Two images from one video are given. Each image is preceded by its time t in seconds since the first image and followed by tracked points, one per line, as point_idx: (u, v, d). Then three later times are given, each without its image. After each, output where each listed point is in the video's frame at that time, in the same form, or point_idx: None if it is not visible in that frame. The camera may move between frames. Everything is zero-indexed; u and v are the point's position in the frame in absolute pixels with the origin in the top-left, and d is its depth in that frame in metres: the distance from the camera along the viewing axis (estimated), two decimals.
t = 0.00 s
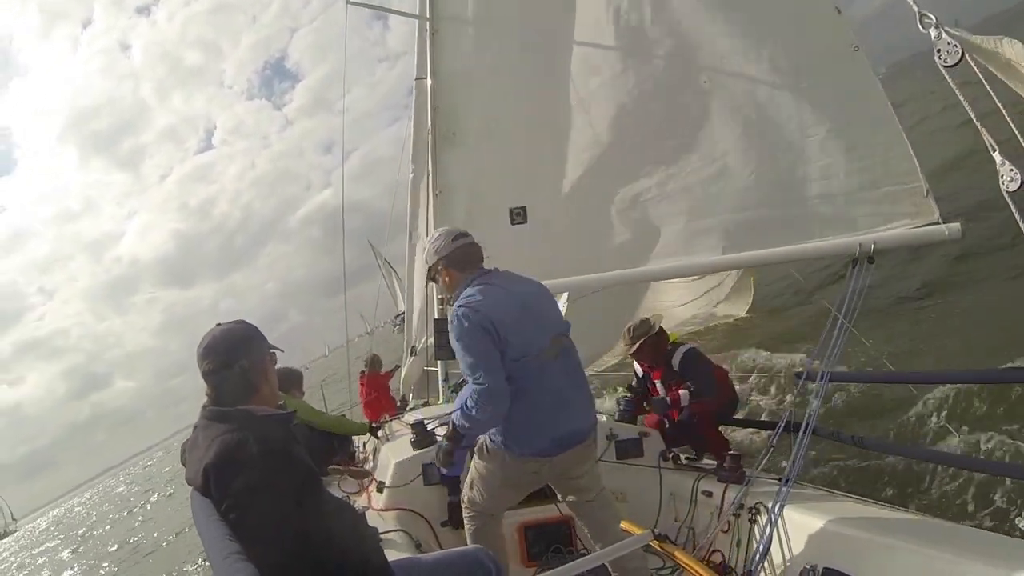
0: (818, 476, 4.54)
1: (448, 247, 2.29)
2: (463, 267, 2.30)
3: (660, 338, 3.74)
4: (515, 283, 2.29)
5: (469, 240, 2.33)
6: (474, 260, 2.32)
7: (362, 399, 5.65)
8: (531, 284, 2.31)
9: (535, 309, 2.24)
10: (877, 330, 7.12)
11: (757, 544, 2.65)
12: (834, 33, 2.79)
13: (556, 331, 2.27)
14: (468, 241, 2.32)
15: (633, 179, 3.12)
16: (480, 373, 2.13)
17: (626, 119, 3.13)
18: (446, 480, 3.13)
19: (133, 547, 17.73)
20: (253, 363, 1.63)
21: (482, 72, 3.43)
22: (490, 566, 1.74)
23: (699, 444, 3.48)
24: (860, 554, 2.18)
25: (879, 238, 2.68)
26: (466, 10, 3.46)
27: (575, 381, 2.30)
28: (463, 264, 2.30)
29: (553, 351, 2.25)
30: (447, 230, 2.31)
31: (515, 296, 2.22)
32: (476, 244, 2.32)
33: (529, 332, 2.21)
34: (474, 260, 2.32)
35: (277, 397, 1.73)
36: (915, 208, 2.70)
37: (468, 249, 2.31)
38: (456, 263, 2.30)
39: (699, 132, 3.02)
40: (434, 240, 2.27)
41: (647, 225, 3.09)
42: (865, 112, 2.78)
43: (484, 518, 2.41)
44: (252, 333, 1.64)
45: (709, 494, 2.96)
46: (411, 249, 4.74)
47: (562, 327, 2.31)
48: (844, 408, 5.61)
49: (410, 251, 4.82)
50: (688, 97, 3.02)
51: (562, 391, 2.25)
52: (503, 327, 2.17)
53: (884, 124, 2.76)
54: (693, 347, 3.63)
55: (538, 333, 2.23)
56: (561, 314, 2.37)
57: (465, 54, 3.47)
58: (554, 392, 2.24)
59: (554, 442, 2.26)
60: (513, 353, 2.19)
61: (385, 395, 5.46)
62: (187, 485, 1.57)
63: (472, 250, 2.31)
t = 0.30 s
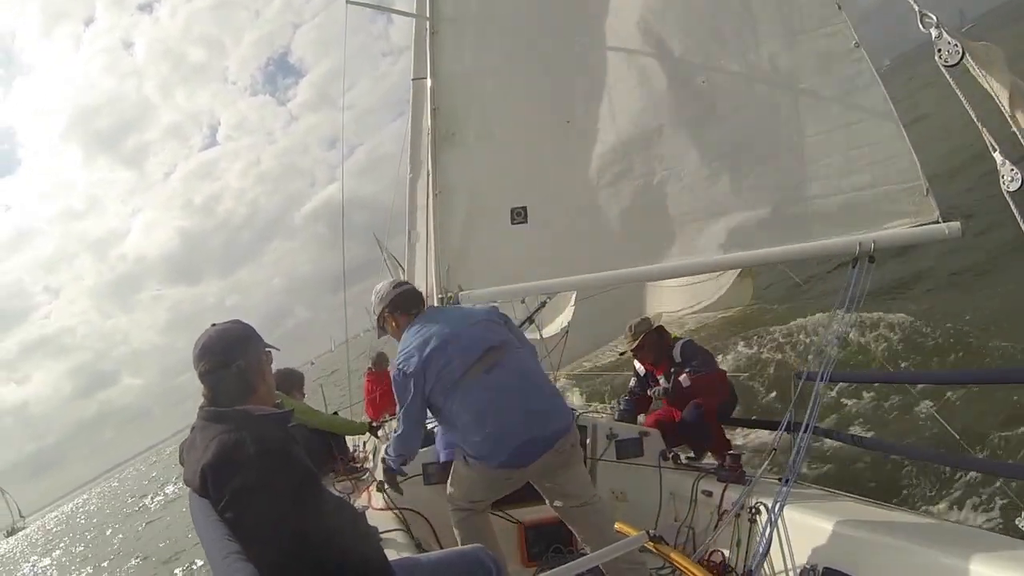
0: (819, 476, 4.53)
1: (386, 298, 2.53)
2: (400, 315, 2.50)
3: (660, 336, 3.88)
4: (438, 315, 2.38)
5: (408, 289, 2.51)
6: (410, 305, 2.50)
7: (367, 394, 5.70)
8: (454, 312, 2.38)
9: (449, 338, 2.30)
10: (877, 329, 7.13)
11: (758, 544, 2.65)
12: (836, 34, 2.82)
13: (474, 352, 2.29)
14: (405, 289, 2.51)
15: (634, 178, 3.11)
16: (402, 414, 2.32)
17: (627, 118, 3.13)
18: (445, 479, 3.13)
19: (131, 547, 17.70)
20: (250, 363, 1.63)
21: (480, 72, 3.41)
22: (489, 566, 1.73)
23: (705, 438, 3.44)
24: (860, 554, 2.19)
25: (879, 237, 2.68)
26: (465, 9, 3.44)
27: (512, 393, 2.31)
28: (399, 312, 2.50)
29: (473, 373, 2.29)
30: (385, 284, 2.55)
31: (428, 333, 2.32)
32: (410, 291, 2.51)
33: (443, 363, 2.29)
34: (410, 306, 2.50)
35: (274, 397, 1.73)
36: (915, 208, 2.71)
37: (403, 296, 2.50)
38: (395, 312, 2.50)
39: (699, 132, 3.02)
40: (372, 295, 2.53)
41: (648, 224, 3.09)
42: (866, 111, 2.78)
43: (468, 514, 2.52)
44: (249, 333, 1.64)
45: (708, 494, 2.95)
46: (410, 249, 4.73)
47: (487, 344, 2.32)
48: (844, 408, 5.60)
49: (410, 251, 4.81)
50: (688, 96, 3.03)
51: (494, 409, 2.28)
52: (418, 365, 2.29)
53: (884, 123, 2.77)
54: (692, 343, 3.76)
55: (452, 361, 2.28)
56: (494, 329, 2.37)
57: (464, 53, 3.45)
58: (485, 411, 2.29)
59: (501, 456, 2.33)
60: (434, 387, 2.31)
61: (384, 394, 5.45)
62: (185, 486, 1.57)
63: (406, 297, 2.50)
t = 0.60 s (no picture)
0: (818, 475, 4.53)
1: (380, 323, 2.60)
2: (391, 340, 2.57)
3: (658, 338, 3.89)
4: (407, 342, 2.46)
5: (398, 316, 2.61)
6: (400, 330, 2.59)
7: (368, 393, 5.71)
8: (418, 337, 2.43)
9: (408, 365, 2.37)
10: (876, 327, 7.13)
11: (758, 544, 2.65)
12: (835, 33, 2.83)
13: (424, 375, 2.31)
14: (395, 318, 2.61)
15: (633, 177, 3.11)
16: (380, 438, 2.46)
17: (626, 118, 3.14)
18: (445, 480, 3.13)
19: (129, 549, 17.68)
20: (253, 364, 1.63)
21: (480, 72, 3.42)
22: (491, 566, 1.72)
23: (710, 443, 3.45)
24: (860, 554, 2.19)
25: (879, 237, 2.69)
26: (464, 9, 3.44)
27: (466, 413, 2.30)
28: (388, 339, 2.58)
29: (427, 395, 2.32)
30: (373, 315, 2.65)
31: (395, 361, 2.42)
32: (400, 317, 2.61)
33: (403, 389, 2.36)
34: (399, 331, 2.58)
35: (277, 397, 1.73)
36: (915, 207, 2.72)
37: (392, 324, 2.59)
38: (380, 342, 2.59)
39: (698, 132, 3.02)
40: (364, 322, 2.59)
41: (648, 224, 3.09)
42: (865, 111, 2.79)
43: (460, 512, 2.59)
44: (252, 334, 1.65)
45: (708, 494, 2.96)
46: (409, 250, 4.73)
47: (439, 366, 2.32)
48: (843, 407, 5.61)
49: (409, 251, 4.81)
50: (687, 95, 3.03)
51: (449, 429, 2.30)
52: (388, 392, 2.41)
53: (883, 122, 2.78)
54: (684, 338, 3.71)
55: (410, 386, 2.35)
56: (450, 348, 2.35)
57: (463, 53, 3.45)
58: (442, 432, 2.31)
59: (465, 473, 2.34)
60: (399, 413, 2.40)
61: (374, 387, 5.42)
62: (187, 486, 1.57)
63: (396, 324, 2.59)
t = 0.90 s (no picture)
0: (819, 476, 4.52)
1: (384, 314, 2.58)
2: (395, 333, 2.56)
3: (654, 334, 3.86)
4: (411, 337, 2.44)
5: (405, 309, 2.59)
6: (404, 324, 2.57)
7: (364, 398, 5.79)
8: (423, 334, 2.41)
9: (412, 362, 2.36)
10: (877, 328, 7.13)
11: (758, 545, 2.65)
12: (836, 34, 2.82)
13: (429, 376, 2.30)
14: (401, 311, 2.58)
15: (634, 177, 3.11)
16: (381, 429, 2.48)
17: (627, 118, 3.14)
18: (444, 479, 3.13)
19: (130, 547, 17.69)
20: (249, 365, 1.64)
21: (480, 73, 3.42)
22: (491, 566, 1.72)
23: (714, 445, 3.43)
24: (860, 555, 2.18)
25: (879, 237, 2.69)
26: (464, 8, 3.44)
27: (470, 414, 2.30)
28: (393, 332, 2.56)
29: (431, 395, 2.31)
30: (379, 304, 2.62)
31: (399, 357, 2.41)
32: (406, 311, 2.58)
33: (406, 386, 2.36)
34: (404, 325, 2.57)
35: (275, 398, 1.73)
36: (916, 208, 2.72)
37: (397, 316, 2.57)
38: (385, 332, 2.58)
39: (700, 133, 3.02)
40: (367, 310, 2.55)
41: (649, 224, 3.09)
42: (866, 112, 2.78)
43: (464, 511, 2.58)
44: (249, 335, 1.65)
45: (708, 494, 2.95)
46: (409, 249, 4.72)
47: (445, 367, 2.30)
48: (845, 408, 5.60)
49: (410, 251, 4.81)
50: (686, 96, 3.04)
51: (452, 429, 2.30)
52: (391, 387, 2.41)
53: (884, 124, 2.77)
54: (688, 342, 3.76)
55: (414, 384, 2.34)
56: (457, 349, 2.34)
57: (463, 53, 3.45)
58: (445, 432, 2.31)
59: (464, 473, 2.35)
60: (402, 409, 2.40)
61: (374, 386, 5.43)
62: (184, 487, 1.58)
63: (401, 317, 2.57)
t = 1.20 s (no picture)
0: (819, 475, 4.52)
1: (379, 312, 2.57)
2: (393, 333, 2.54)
3: (641, 335, 3.89)
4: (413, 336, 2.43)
5: (403, 308, 2.59)
6: (403, 323, 2.56)
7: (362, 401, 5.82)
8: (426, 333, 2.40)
9: (415, 359, 2.34)
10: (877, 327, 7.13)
11: (757, 544, 2.65)
12: (835, 34, 2.82)
13: (435, 372, 2.28)
14: (401, 309, 2.58)
15: (633, 177, 3.11)
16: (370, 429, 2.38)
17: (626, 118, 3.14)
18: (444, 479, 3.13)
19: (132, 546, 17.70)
20: (253, 365, 1.64)
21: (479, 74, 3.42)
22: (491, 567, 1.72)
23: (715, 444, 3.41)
24: (859, 555, 2.19)
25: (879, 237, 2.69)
26: (463, 8, 3.44)
27: (476, 412, 2.29)
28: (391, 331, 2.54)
29: (437, 391, 2.29)
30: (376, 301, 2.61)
31: (399, 354, 2.37)
32: (405, 310, 2.58)
33: (409, 382, 2.33)
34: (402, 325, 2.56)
35: (277, 399, 1.73)
36: (915, 207, 2.72)
37: (397, 315, 2.56)
38: (383, 330, 2.56)
39: (700, 132, 3.02)
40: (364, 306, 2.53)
41: (648, 224, 3.09)
42: (864, 113, 2.78)
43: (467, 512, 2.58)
44: (252, 335, 1.65)
45: (708, 494, 2.96)
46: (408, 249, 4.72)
47: (451, 363, 2.30)
48: (844, 408, 5.60)
49: (409, 251, 4.81)
50: (685, 96, 3.04)
51: (457, 426, 2.28)
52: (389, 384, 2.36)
53: (884, 123, 2.77)
54: (676, 339, 3.74)
55: (419, 380, 2.31)
56: (461, 346, 2.35)
57: (461, 53, 3.45)
58: (450, 429, 2.29)
59: (466, 474, 2.34)
60: (401, 405, 2.35)
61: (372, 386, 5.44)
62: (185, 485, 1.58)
63: (401, 316, 2.56)
